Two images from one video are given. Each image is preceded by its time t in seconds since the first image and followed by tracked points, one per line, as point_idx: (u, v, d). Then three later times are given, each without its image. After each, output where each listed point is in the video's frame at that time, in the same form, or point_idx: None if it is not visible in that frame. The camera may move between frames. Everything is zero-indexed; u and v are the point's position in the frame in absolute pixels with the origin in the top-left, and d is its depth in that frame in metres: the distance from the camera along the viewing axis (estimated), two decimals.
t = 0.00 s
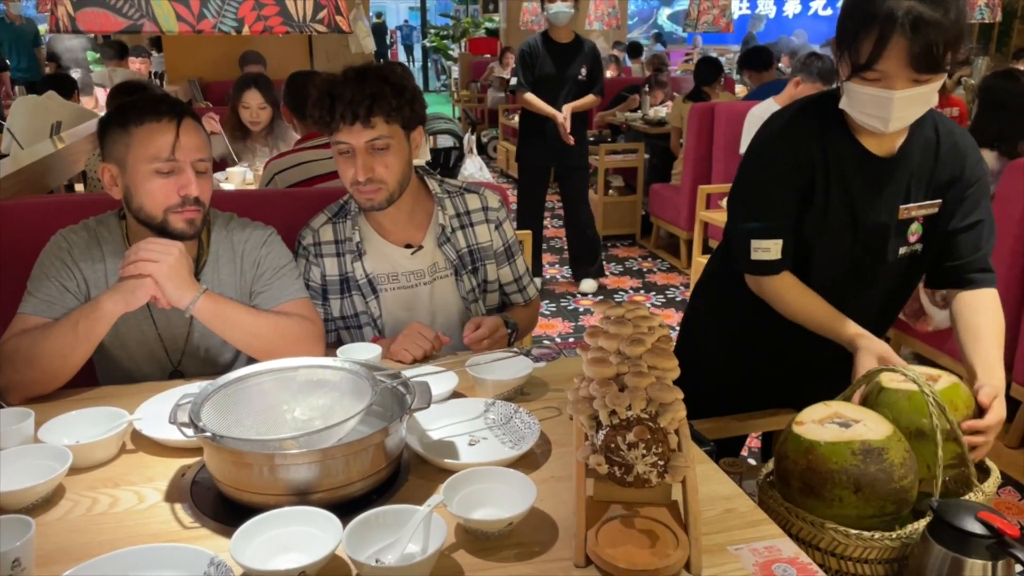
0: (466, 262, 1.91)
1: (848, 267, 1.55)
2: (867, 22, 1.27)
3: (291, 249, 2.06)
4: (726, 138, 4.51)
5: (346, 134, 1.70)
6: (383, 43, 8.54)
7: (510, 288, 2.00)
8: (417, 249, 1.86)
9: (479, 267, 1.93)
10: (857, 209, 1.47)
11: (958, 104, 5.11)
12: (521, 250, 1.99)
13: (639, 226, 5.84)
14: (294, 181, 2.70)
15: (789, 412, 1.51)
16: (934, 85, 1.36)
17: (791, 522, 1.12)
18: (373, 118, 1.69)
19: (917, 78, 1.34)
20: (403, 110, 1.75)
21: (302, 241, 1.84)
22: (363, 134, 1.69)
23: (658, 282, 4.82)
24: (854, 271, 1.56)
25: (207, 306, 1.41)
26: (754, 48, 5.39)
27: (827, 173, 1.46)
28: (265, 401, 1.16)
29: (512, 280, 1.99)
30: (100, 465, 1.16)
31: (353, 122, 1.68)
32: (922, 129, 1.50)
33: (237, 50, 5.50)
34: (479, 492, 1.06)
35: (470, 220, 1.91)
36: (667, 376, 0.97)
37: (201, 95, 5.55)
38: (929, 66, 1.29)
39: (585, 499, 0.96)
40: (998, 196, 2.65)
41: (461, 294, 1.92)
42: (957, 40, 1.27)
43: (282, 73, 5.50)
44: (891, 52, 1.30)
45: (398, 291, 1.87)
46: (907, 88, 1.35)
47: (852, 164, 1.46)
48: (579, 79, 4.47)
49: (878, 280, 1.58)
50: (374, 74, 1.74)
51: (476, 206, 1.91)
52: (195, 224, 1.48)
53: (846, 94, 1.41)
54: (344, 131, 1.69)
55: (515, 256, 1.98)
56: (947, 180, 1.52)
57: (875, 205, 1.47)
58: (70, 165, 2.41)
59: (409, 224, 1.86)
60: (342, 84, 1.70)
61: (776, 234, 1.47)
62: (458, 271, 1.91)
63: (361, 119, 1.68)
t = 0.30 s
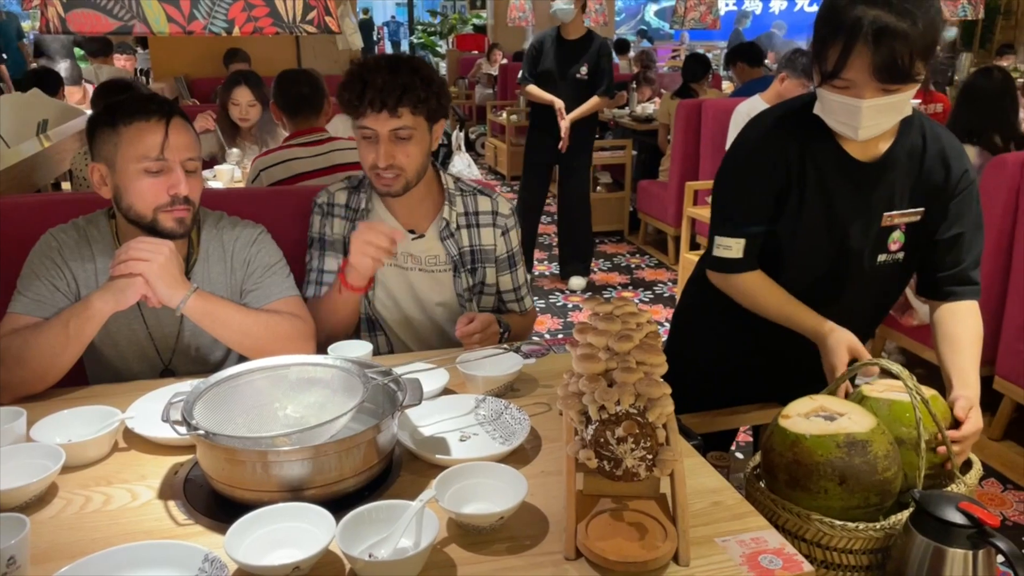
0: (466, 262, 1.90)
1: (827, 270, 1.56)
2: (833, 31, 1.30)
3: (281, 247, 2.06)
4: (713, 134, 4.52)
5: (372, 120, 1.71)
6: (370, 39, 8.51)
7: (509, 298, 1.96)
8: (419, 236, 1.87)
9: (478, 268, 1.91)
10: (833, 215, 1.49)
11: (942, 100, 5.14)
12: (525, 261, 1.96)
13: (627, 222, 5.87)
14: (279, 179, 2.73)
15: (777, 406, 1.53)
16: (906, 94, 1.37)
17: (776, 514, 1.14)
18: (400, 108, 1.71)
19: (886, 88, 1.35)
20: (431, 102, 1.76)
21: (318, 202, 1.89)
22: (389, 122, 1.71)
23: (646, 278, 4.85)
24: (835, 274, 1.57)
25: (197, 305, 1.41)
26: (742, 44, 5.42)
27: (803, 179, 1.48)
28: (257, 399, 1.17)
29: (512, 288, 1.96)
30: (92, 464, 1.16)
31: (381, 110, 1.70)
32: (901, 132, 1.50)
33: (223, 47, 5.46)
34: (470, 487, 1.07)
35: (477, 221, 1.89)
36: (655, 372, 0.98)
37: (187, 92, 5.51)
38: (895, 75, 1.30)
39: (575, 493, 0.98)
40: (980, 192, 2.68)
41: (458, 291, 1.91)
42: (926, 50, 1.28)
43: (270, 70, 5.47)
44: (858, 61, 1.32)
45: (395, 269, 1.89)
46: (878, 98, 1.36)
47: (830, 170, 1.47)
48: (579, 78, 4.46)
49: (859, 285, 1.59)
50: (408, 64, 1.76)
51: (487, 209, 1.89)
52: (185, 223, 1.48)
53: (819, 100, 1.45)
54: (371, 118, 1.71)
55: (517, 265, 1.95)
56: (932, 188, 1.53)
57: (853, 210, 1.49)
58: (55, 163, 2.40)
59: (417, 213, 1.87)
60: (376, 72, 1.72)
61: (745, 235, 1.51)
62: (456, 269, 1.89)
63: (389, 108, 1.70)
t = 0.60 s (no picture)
0: (488, 259, 1.91)
1: (792, 277, 1.57)
2: (774, 40, 1.32)
3: (274, 245, 2.06)
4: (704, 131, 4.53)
5: (410, 112, 1.72)
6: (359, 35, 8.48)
7: (519, 297, 1.97)
8: (448, 230, 1.88)
9: (497, 266, 1.92)
10: (792, 223, 1.51)
11: (930, 96, 5.25)
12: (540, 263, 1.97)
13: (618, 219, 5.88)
14: (267, 177, 2.72)
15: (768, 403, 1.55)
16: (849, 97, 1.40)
17: (766, 508, 1.15)
18: (439, 102, 1.72)
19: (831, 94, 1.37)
20: (468, 99, 1.78)
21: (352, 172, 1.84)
22: (427, 115, 1.72)
23: (637, 274, 4.87)
24: (802, 279, 1.58)
25: (191, 304, 1.42)
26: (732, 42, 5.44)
27: (756, 191, 1.49)
28: (251, 397, 1.18)
29: (524, 288, 1.97)
30: (86, 463, 1.16)
31: (419, 102, 1.71)
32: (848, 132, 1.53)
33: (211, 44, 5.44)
34: (464, 484, 1.08)
35: (501, 220, 1.89)
36: (647, 369, 1.00)
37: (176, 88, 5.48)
38: (836, 81, 1.33)
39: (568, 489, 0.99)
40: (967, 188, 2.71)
41: (477, 288, 1.92)
42: (867, 53, 1.31)
43: (259, 66, 5.45)
44: (800, 70, 1.35)
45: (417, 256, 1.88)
46: (822, 104, 1.39)
47: (779, 175, 1.50)
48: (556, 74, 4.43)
49: (825, 286, 1.60)
50: (451, 61, 1.77)
51: (512, 209, 1.89)
52: (176, 222, 1.48)
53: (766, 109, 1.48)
54: (409, 109, 1.72)
55: (533, 266, 1.96)
56: (886, 174, 1.58)
57: (807, 212, 1.51)
58: (44, 161, 2.38)
59: (447, 207, 1.88)
60: (418, 65, 1.74)
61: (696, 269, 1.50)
62: (478, 265, 1.90)
63: (428, 101, 1.71)
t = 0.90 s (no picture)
0: (489, 260, 1.92)
1: (750, 264, 1.60)
2: (716, 53, 1.30)
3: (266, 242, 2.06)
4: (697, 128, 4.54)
5: (407, 114, 1.72)
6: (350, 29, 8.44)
7: (515, 294, 2.00)
8: (451, 238, 1.86)
9: (497, 267, 1.94)
10: (748, 224, 1.53)
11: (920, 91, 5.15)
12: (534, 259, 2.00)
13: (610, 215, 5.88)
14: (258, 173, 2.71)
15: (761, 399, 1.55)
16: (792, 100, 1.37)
17: (763, 503, 1.15)
18: (438, 105, 1.72)
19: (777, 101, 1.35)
20: (468, 103, 1.77)
21: (348, 177, 1.81)
22: (425, 118, 1.72)
23: (629, 270, 4.87)
24: (765, 269, 1.61)
25: (184, 302, 1.41)
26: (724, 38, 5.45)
27: (712, 196, 1.51)
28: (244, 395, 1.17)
29: (520, 286, 2.00)
30: (81, 461, 1.16)
31: (418, 105, 1.71)
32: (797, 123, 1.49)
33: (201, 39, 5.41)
34: (458, 481, 1.08)
35: (499, 220, 1.91)
36: (642, 365, 1.00)
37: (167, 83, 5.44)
38: (780, 86, 1.31)
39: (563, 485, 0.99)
40: (958, 183, 2.72)
41: (476, 290, 1.93)
42: (809, 59, 1.30)
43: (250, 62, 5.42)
44: (745, 81, 1.32)
45: (419, 267, 1.87)
46: (769, 112, 1.36)
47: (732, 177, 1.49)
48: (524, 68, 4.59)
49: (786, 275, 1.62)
50: (450, 62, 1.77)
51: (507, 208, 1.91)
52: (168, 220, 1.48)
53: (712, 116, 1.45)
54: (407, 111, 1.72)
55: (528, 263, 1.99)
56: (825, 161, 1.52)
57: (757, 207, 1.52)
58: (35, 157, 2.36)
59: (447, 213, 1.87)
60: (417, 66, 1.74)
61: (681, 283, 1.50)
62: (479, 268, 1.91)
63: (426, 104, 1.71)
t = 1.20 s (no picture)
0: (483, 259, 1.92)
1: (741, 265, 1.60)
2: (700, 60, 1.30)
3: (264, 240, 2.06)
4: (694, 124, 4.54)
5: (396, 114, 1.71)
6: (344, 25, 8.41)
7: (511, 291, 2.00)
8: (444, 238, 1.86)
9: (492, 266, 1.94)
10: (735, 224, 1.54)
11: (915, 87, 5.23)
12: (529, 257, 1.99)
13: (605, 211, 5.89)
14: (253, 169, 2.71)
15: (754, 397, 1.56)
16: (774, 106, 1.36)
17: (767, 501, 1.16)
18: (427, 104, 1.70)
19: (761, 107, 1.34)
20: (458, 101, 1.76)
21: (341, 180, 1.80)
22: (414, 118, 1.70)
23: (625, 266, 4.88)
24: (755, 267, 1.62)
25: (183, 301, 1.40)
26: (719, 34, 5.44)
27: (700, 196, 1.51)
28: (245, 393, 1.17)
29: (515, 284, 2.00)
30: (81, 461, 1.15)
31: (408, 104, 1.70)
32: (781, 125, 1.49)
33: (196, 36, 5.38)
34: (459, 480, 1.08)
35: (492, 218, 1.91)
36: (645, 363, 1.00)
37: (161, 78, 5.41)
38: (763, 94, 1.30)
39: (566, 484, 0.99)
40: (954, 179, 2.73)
41: (471, 289, 1.92)
42: (793, 63, 1.29)
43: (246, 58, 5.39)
44: (728, 89, 1.32)
45: (414, 268, 1.87)
46: (751, 118, 1.36)
47: (718, 179, 1.50)
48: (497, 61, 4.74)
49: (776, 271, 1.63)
50: (440, 60, 1.76)
51: (500, 206, 1.91)
52: (166, 218, 1.47)
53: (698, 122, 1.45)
54: (397, 111, 1.70)
55: (522, 260, 1.98)
56: (812, 158, 1.52)
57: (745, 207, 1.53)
58: (30, 155, 2.35)
59: (440, 213, 1.86)
60: (407, 65, 1.73)
61: (675, 284, 1.50)
62: (474, 267, 1.91)
63: (415, 103, 1.70)
